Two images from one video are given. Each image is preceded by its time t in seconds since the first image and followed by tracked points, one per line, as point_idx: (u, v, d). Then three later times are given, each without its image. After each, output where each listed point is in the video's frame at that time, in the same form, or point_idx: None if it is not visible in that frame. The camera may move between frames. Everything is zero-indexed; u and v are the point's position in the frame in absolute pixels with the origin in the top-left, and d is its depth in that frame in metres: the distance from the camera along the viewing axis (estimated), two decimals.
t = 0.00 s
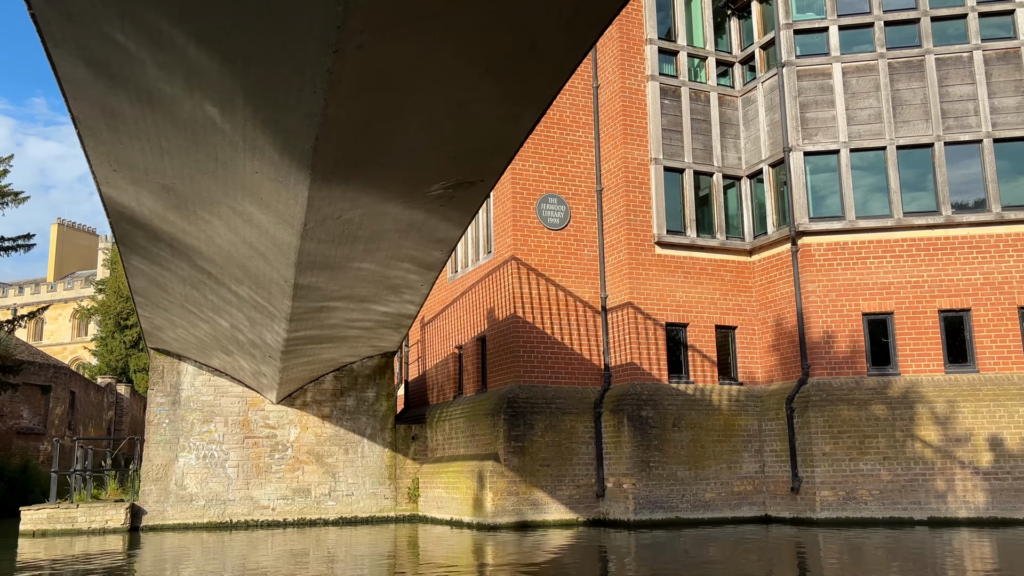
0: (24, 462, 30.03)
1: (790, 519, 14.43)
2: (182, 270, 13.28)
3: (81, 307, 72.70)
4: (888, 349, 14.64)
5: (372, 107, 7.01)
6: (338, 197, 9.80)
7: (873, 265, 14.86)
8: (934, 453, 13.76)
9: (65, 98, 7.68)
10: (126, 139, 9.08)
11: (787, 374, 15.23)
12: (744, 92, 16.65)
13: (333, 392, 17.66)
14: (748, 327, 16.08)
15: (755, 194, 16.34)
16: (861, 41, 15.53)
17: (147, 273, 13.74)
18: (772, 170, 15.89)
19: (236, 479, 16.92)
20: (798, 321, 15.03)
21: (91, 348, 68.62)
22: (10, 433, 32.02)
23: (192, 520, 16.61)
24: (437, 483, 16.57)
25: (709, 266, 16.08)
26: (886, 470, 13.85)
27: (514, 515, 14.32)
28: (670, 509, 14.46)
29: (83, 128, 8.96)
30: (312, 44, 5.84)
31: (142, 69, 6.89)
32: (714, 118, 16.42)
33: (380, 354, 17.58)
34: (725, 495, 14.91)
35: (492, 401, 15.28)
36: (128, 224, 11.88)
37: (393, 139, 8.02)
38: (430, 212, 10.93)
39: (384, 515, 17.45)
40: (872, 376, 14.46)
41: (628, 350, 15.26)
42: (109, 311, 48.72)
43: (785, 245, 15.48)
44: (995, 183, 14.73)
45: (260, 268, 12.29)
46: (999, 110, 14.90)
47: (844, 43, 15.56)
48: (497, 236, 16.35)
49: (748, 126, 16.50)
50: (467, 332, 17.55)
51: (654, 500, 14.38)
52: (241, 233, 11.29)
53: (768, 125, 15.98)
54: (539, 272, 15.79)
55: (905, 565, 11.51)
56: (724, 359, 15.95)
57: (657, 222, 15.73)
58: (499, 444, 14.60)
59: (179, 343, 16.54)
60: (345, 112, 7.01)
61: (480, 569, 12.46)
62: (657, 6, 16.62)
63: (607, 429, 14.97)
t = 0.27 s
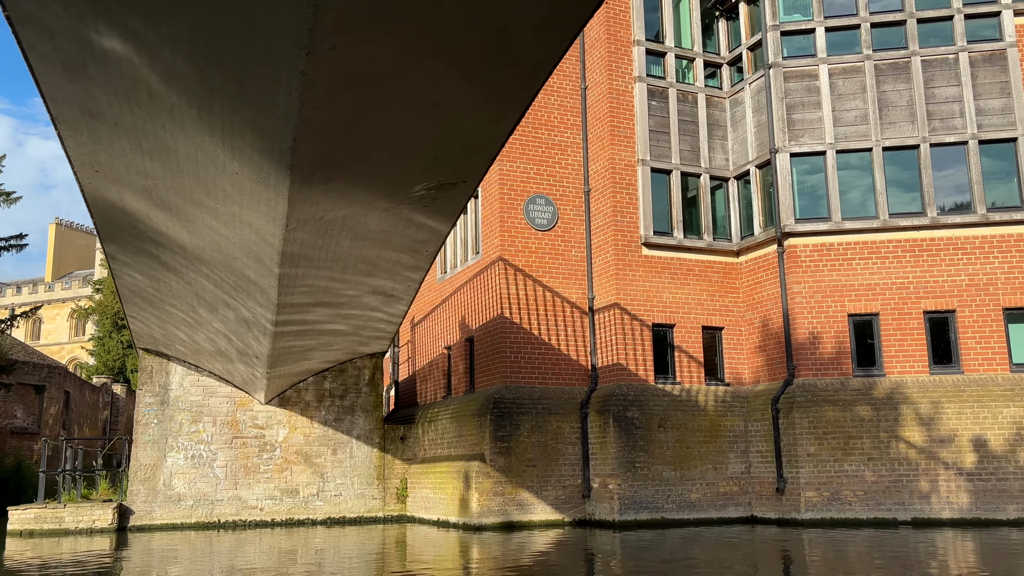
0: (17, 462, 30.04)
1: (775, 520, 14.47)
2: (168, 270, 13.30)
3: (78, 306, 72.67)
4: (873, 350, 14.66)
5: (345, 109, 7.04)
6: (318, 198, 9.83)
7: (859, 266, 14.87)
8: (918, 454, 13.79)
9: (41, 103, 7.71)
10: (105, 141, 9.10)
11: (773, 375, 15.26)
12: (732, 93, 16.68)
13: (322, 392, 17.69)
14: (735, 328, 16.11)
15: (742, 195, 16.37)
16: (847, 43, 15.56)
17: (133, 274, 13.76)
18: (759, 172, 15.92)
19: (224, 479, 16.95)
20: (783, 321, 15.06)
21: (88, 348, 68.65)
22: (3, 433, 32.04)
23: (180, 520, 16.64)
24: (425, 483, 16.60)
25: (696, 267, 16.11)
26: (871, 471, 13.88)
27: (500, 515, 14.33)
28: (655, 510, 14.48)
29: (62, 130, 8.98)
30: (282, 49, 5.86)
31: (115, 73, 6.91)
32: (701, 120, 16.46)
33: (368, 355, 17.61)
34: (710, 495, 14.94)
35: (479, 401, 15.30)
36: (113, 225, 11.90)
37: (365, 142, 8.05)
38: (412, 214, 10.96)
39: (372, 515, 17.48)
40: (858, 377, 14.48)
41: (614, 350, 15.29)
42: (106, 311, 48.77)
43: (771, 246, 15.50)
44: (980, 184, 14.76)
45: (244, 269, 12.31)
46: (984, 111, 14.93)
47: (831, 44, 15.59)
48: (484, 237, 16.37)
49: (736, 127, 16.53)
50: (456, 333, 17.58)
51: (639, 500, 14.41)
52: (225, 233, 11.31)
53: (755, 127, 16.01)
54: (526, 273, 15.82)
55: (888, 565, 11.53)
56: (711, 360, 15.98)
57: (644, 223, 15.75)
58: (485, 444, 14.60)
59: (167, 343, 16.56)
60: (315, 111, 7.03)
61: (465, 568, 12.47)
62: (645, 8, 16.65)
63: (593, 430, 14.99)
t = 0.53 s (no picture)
0: (9, 462, 30.03)
1: (760, 521, 14.50)
2: (154, 271, 13.32)
3: (75, 306, 72.62)
4: (859, 351, 14.69)
5: (320, 122, 7.08)
6: (298, 200, 9.87)
7: (844, 268, 14.90)
8: (902, 455, 13.82)
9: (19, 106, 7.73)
10: (85, 143, 9.12)
11: (759, 377, 15.29)
12: (719, 95, 16.72)
13: (311, 392, 17.72)
14: (722, 330, 16.15)
15: (729, 197, 16.41)
16: (834, 45, 15.59)
17: (120, 275, 13.77)
18: (746, 173, 15.96)
19: (212, 479, 16.98)
20: (769, 323, 15.10)
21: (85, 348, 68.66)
22: None
23: (168, 520, 16.67)
24: (412, 484, 16.63)
25: (683, 268, 16.15)
26: (855, 472, 13.91)
27: (486, 515, 14.38)
28: (641, 510, 14.52)
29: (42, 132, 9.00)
30: (250, 58, 5.91)
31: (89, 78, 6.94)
32: (689, 121, 16.50)
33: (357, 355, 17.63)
34: (696, 496, 14.97)
35: (465, 402, 15.34)
36: (97, 226, 11.92)
37: (345, 153, 8.08)
38: (394, 216, 11.00)
39: (360, 515, 17.52)
40: (843, 378, 14.51)
41: (601, 352, 15.32)
42: (102, 311, 48.80)
43: (757, 248, 15.54)
44: (965, 187, 14.80)
45: (229, 270, 12.34)
46: (970, 113, 14.96)
47: (818, 47, 15.63)
48: (472, 238, 16.41)
49: (723, 129, 16.57)
50: (444, 333, 17.61)
51: (624, 501, 14.44)
52: (208, 234, 11.34)
53: (743, 129, 16.05)
54: (513, 274, 15.86)
55: (870, 566, 11.55)
56: (697, 361, 16.01)
57: (631, 225, 15.80)
58: (471, 445, 14.65)
59: (155, 344, 16.57)
60: (292, 128, 7.08)
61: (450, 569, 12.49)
62: (633, 9, 16.68)
63: (579, 431, 15.02)
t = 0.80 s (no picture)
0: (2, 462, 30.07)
1: (745, 522, 14.53)
2: (140, 273, 13.34)
3: (72, 305, 72.56)
4: (844, 354, 14.72)
5: (294, 131, 7.11)
6: (278, 203, 9.90)
7: (830, 271, 14.93)
8: (885, 457, 13.87)
9: None
10: (65, 148, 9.14)
11: (744, 379, 15.33)
12: (707, 98, 16.76)
13: (299, 393, 17.76)
14: (708, 332, 16.18)
15: (716, 199, 16.44)
16: (820, 49, 15.63)
17: (106, 277, 13.79)
18: (733, 176, 16.00)
19: (200, 480, 17.01)
20: (755, 325, 15.13)
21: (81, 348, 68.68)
22: None
23: (155, 520, 16.69)
24: (399, 485, 16.65)
25: (670, 270, 16.18)
26: (839, 475, 13.95)
27: (470, 517, 14.41)
28: (625, 512, 14.55)
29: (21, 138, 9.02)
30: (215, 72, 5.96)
31: (62, 86, 6.97)
32: (676, 124, 16.54)
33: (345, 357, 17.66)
34: (681, 498, 15.00)
35: (452, 403, 15.36)
36: (82, 229, 11.93)
37: (320, 162, 8.11)
38: (376, 218, 11.03)
39: (347, 516, 17.55)
40: (827, 381, 14.54)
41: (587, 353, 15.37)
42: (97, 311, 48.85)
43: (743, 250, 15.59)
44: (950, 190, 14.84)
45: (213, 272, 12.35)
46: (955, 117, 15.00)
47: (804, 50, 15.67)
48: (460, 240, 16.44)
49: (710, 132, 16.61)
50: (432, 335, 17.63)
51: (609, 502, 14.47)
52: (192, 237, 11.37)
53: (729, 132, 16.09)
54: (500, 276, 15.88)
55: (851, 567, 11.57)
56: (684, 363, 16.05)
57: (618, 227, 15.84)
58: (456, 446, 14.68)
59: (144, 345, 16.59)
60: (265, 136, 7.11)
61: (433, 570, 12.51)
62: (620, 13, 16.72)
63: (565, 432, 15.06)
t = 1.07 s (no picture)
0: None
1: (729, 525, 14.56)
2: (125, 275, 13.35)
3: (68, 305, 72.47)
4: (828, 357, 14.76)
5: (269, 140, 7.15)
6: (258, 206, 9.92)
7: (814, 274, 14.98)
8: (868, 460, 13.90)
9: None
10: (44, 152, 9.15)
11: (729, 382, 15.37)
12: (694, 101, 16.81)
13: (287, 395, 17.78)
14: (694, 335, 16.23)
15: (703, 203, 16.49)
16: (806, 53, 15.67)
17: (92, 279, 13.80)
18: (719, 179, 16.04)
19: (187, 481, 17.02)
20: (740, 328, 15.17)
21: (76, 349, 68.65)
22: None
23: (141, 522, 16.70)
24: (386, 487, 16.67)
25: (656, 273, 16.23)
26: (822, 478, 13.98)
27: (455, 519, 14.44)
28: (609, 514, 14.58)
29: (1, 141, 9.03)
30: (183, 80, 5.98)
31: (35, 92, 6.98)
32: (663, 128, 16.59)
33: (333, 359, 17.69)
34: (665, 501, 15.02)
35: (438, 405, 15.39)
36: (66, 232, 11.94)
37: (296, 169, 8.14)
38: (358, 222, 11.06)
39: (334, 518, 17.58)
40: (812, 384, 14.58)
41: (573, 356, 15.41)
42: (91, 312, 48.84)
43: (728, 253, 15.64)
44: (934, 194, 14.90)
45: (198, 274, 12.37)
46: (940, 121, 15.05)
47: (790, 54, 15.71)
48: (447, 242, 16.48)
49: (697, 135, 16.65)
50: (420, 337, 17.66)
51: (593, 505, 14.51)
52: (175, 240, 11.39)
53: (715, 135, 16.14)
54: (487, 278, 15.92)
55: (832, 568, 11.60)
56: (670, 365, 16.09)
57: (604, 230, 15.89)
58: (441, 449, 14.70)
59: (131, 346, 16.59)
60: (239, 143, 7.14)
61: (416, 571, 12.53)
62: (608, 16, 16.77)
63: (550, 434, 15.09)
